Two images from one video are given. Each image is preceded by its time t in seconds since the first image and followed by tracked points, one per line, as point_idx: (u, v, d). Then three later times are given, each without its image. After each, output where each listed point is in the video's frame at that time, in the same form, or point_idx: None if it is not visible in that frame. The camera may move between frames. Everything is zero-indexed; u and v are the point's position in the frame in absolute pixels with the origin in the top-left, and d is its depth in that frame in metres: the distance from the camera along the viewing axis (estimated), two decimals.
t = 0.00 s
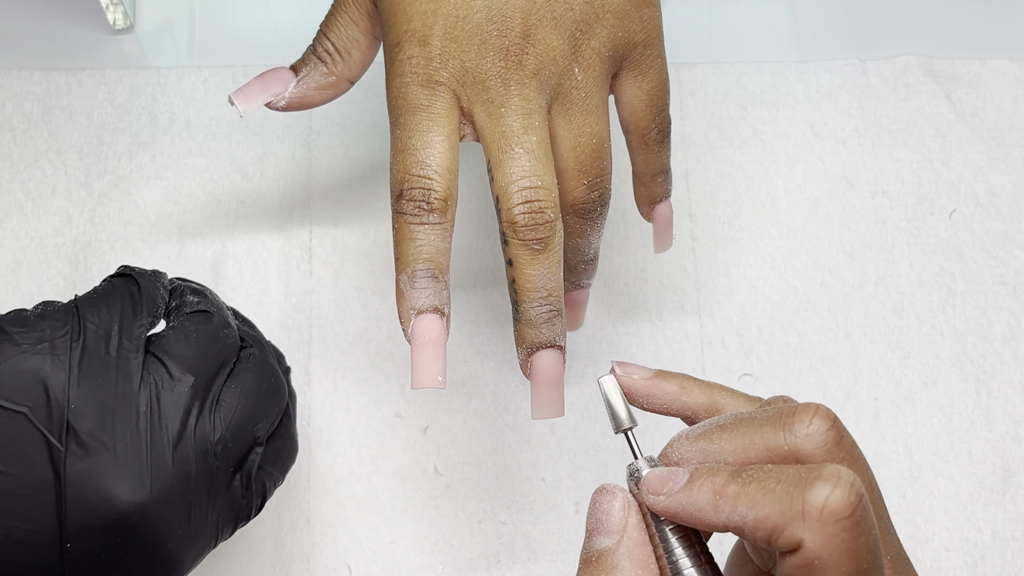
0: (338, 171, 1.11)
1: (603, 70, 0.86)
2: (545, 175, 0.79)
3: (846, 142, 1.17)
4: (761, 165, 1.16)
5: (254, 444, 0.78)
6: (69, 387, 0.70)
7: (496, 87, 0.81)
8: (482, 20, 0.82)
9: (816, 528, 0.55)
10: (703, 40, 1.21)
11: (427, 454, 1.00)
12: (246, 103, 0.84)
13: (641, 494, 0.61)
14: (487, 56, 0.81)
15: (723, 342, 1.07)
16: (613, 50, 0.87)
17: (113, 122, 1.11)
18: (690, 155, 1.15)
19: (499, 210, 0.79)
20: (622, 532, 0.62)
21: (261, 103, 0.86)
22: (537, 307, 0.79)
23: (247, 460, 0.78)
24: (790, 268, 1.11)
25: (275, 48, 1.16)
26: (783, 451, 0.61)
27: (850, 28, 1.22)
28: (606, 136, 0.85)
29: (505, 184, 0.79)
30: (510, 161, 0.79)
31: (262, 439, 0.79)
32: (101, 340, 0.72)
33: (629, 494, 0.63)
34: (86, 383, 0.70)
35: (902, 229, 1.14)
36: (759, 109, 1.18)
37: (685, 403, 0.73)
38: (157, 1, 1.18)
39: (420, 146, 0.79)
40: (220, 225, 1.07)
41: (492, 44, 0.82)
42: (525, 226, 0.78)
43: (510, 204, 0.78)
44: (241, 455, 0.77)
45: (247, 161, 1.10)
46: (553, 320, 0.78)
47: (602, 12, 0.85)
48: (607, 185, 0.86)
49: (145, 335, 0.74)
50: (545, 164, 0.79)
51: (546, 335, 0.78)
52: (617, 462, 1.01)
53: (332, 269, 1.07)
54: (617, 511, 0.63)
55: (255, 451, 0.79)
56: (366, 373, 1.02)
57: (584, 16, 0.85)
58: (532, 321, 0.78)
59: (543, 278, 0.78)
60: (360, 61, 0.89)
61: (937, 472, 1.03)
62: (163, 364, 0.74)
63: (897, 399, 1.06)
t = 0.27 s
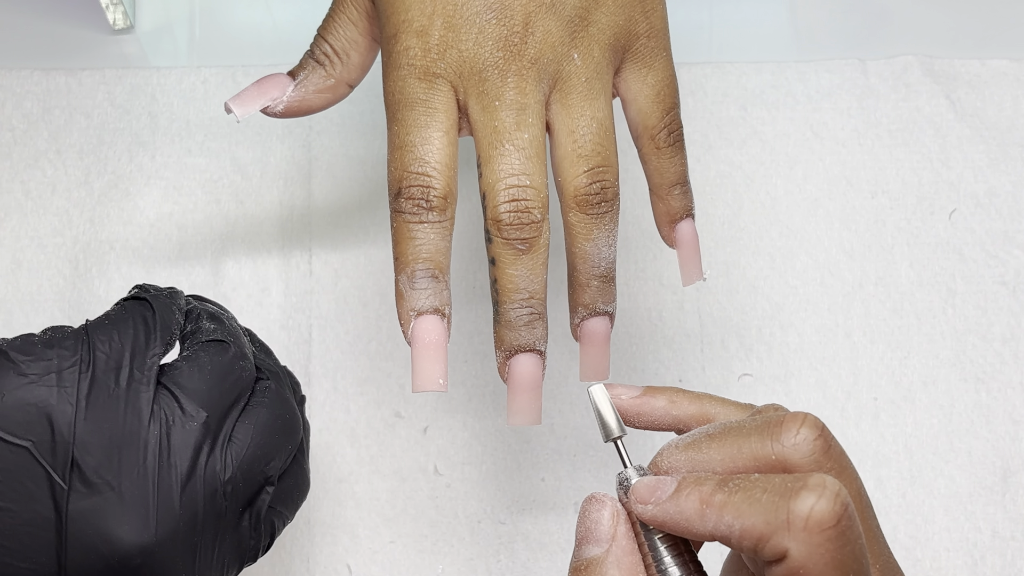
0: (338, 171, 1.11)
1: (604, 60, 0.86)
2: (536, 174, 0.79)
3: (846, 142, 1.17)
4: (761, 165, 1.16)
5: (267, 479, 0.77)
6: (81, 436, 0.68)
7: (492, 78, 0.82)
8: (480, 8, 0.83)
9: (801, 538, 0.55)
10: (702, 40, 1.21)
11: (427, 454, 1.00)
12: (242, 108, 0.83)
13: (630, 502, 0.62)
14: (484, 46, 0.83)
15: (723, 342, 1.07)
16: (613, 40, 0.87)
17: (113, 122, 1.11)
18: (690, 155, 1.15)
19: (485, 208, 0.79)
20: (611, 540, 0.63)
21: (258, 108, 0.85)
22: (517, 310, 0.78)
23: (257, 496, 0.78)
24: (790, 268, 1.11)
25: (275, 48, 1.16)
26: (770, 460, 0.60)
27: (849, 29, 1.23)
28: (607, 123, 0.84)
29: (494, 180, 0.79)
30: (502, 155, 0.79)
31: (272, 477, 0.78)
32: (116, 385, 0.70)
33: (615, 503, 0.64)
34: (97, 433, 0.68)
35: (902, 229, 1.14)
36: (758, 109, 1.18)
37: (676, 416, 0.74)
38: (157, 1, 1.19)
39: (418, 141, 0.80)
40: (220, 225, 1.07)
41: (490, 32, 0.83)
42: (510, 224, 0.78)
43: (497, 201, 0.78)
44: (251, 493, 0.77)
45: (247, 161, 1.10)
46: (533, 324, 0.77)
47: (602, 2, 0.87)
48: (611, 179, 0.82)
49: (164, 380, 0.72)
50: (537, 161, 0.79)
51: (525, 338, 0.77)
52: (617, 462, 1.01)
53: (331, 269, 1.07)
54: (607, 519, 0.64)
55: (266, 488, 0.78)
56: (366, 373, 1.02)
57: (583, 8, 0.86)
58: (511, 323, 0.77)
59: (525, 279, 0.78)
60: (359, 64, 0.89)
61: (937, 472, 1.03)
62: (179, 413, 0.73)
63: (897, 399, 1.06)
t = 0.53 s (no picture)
0: (339, 171, 1.11)
1: (607, 55, 0.86)
2: (539, 176, 0.79)
3: (846, 142, 1.17)
4: (761, 165, 1.16)
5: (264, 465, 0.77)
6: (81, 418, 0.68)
7: (495, 75, 0.82)
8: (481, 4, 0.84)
9: (826, 555, 0.54)
10: (702, 40, 1.21)
11: (427, 454, 1.00)
12: (270, 133, 0.83)
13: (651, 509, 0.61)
14: (486, 42, 0.83)
15: (723, 342, 1.07)
16: (615, 35, 0.87)
17: (113, 122, 1.11)
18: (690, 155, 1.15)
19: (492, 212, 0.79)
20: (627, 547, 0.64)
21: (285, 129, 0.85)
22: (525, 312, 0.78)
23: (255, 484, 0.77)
24: (790, 268, 1.11)
25: (275, 48, 1.16)
26: (793, 472, 0.60)
27: (850, 28, 1.22)
28: (610, 119, 0.83)
29: (499, 184, 0.78)
30: (505, 156, 0.79)
31: (274, 464, 0.78)
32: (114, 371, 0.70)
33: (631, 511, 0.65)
34: (94, 420, 0.68)
35: (902, 229, 1.14)
36: (758, 109, 1.18)
37: (697, 421, 0.74)
38: (157, 1, 1.18)
39: (419, 140, 0.79)
40: (220, 225, 1.07)
41: (491, 28, 0.83)
42: (517, 228, 0.77)
43: (504, 206, 0.78)
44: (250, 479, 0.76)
45: (247, 161, 1.10)
46: (541, 325, 0.78)
47: None
48: (612, 175, 0.82)
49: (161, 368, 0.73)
50: (541, 163, 0.79)
51: (532, 339, 0.78)
52: (617, 462, 1.01)
53: (332, 269, 1.07)
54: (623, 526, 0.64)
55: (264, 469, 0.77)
56: (366, 373, 1.02)
57: (585, 4, 0.86)
58: (520, 325, 0.78)
59: (533, 282, 0.78)
60: (372, 65, 0.89)
61: (937, 472, 1.03)
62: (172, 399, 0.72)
63: (896, 399, 1.06)
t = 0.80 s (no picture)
0: (338, 171, 1.11)
1: (604, 56, 0.86)
2: (536, 176, 0.78)
3: (846, 142, 1.17)
4: (761, 165, 1.16)
5: (305, 271, 0.78)
6: (118, 276, 0.76)
7: (491, 75, 0.81)
8: (478, 4, 0.84)
9: (971, 552, 0.54)
10: (702, 40, 1.21)
11: (427, 454, 1.00)
12: (263, 129, 0.84)
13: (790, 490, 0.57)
14: (482, 43, 0.82)
15: (723, 342, 1.07)
16: (612, 36, 0.87)
17: (113, 122, 1.11)
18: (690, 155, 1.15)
19: (489, 213, 0.79)
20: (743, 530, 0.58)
21: (279, 125, 0.85)
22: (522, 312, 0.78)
23: (292, 276, 0.77)
24: (790, 268, 1.11)
25: (275, 48, 1.16)
26: (924, 467, 0.59)
27: (850, 28, 1.23)
28: (606, 119, 0.83)
29: (495, 184, 0.78)
30: (501, 156, 0.79)
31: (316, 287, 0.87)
32: (154, 252, 0.80)
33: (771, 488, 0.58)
34: (132, 278, 0.76)
35: (902, 229, 1.14)
36: (758, 109, 1.18)
37: (812, 405, 0.75)
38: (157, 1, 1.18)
39: (416, 140, 0.80)
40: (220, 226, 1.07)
41: (488, 28, 0.83)
42: (514, 229, 0.77)
43: (501, 207, 0.78)
44: (285, 293, 0.77)
45: (247, 162, 1.10)
46: (537, 326, 0.78)
47: None
48: (607, 175, 0.81)
49: (198, 244, 0.82)
50: (537, 164, 0.79)
51: (528, 339, 0.77)
52: (617, 462, 1.01)
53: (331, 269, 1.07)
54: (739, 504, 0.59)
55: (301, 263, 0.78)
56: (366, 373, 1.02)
57: (582, 4, 0.86)
58: (516, 326, 0.77)
59: (530, 283, 0.78)
60: (367, 63, 0.89)
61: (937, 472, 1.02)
62: (212, 260, 0.82)
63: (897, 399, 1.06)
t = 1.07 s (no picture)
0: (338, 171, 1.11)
1: (612, 56, 0.86)
2: (558, 181, 0.79)
3: (846, 142, 1.17)
4: (761, 165, 1.16)
5: (482, 281, 0.75)
6: (267, 217, 0.81)
7: (503, 82, 0.81)
8: (485, 10, 0.82)
9: None
10: (702, 40, 1.21)
11: (427, 454, 1.00)
12: (246, 108, 0.84)
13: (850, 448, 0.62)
14: (492, 50, 0.81)
15: (723, 342, 1.07)
16: (619, 37, 0.87)
17: (113, 122, 1.11)
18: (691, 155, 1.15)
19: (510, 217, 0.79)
20: (802, 489, 0.62)
21: (262, 108, 0.86)
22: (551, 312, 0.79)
23: (468, 271, 0.75)
24: (790, 268, 1.11)
25: (275, 48, 1.16)
26: (978, 429, 0.65)
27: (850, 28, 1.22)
28: (622, 119, 0.84)
29: (513, 189, 0.79)
30: (520, 165, 0.79)
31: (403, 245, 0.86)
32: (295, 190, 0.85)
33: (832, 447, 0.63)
34: (290, 218, 0.81)
35: (902, 229, 1.14)
36: (758, 109, 1.18)
37: (857, 383, 0.81)
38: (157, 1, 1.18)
39: (438, 154, 0.79)
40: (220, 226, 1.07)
41: (497, 35, 0.82)
42: (536, 231, 0.78)
43: (521, 210, 0.78)
44: (423, 270, 0.75)
45: (247, 162, 1.10)
46: (566, 325, 0.79)
47: None
48: (630, 166, 0.82)
49: (335, 196, 0.85)
50: (555, 168, 0.79)
51: (557, 338, 0.79)
52: (617, 462, 1.01)
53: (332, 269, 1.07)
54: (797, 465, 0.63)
55: (488, 272, 0.76)
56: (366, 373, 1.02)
57: (588, 5, 0.86)
58: (545, 326, 0.78)
59: (555, 283, 0.78)
60: (362, 65, 0.89)
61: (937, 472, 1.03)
62: (345, 215, 0.85)
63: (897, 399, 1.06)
